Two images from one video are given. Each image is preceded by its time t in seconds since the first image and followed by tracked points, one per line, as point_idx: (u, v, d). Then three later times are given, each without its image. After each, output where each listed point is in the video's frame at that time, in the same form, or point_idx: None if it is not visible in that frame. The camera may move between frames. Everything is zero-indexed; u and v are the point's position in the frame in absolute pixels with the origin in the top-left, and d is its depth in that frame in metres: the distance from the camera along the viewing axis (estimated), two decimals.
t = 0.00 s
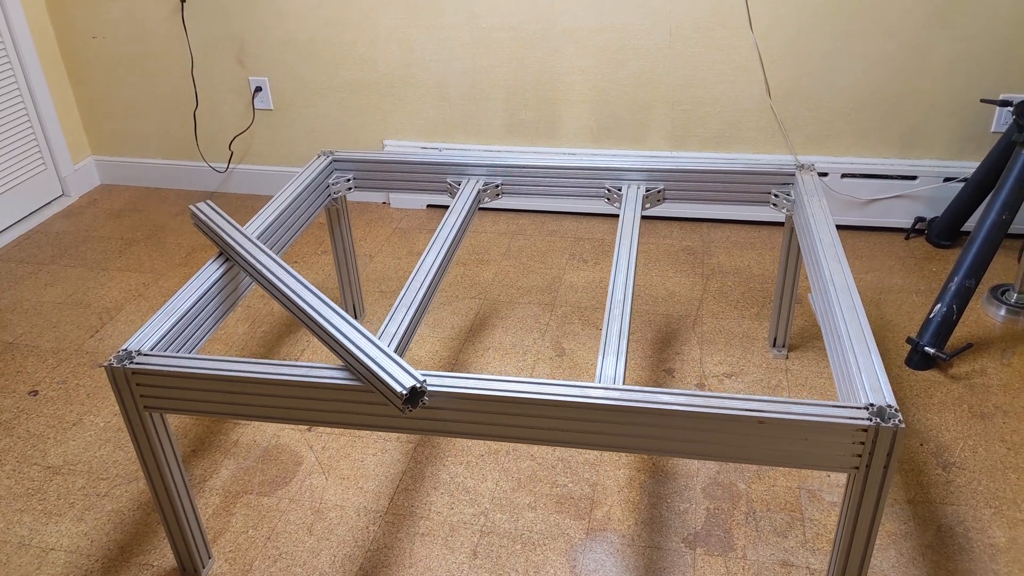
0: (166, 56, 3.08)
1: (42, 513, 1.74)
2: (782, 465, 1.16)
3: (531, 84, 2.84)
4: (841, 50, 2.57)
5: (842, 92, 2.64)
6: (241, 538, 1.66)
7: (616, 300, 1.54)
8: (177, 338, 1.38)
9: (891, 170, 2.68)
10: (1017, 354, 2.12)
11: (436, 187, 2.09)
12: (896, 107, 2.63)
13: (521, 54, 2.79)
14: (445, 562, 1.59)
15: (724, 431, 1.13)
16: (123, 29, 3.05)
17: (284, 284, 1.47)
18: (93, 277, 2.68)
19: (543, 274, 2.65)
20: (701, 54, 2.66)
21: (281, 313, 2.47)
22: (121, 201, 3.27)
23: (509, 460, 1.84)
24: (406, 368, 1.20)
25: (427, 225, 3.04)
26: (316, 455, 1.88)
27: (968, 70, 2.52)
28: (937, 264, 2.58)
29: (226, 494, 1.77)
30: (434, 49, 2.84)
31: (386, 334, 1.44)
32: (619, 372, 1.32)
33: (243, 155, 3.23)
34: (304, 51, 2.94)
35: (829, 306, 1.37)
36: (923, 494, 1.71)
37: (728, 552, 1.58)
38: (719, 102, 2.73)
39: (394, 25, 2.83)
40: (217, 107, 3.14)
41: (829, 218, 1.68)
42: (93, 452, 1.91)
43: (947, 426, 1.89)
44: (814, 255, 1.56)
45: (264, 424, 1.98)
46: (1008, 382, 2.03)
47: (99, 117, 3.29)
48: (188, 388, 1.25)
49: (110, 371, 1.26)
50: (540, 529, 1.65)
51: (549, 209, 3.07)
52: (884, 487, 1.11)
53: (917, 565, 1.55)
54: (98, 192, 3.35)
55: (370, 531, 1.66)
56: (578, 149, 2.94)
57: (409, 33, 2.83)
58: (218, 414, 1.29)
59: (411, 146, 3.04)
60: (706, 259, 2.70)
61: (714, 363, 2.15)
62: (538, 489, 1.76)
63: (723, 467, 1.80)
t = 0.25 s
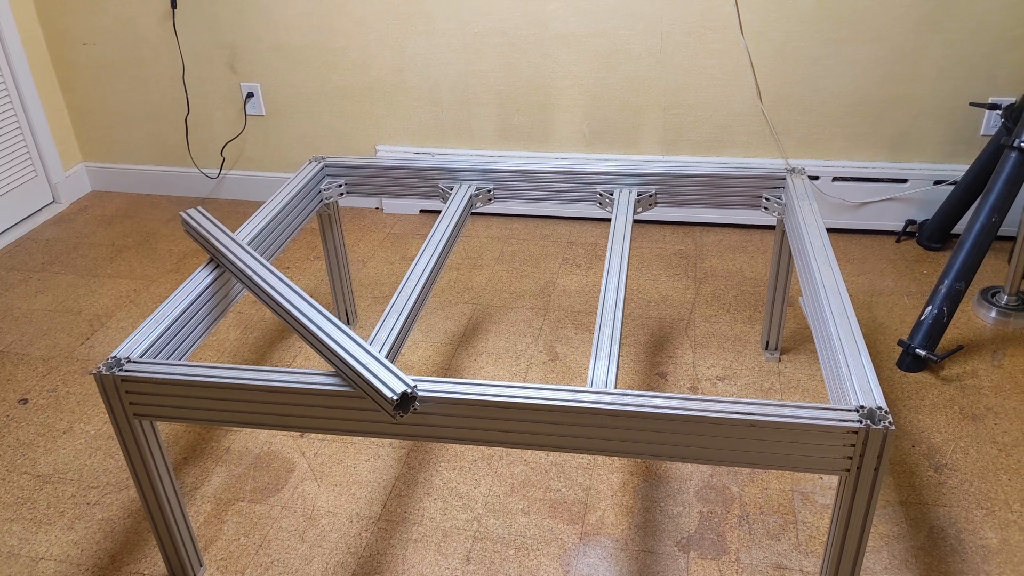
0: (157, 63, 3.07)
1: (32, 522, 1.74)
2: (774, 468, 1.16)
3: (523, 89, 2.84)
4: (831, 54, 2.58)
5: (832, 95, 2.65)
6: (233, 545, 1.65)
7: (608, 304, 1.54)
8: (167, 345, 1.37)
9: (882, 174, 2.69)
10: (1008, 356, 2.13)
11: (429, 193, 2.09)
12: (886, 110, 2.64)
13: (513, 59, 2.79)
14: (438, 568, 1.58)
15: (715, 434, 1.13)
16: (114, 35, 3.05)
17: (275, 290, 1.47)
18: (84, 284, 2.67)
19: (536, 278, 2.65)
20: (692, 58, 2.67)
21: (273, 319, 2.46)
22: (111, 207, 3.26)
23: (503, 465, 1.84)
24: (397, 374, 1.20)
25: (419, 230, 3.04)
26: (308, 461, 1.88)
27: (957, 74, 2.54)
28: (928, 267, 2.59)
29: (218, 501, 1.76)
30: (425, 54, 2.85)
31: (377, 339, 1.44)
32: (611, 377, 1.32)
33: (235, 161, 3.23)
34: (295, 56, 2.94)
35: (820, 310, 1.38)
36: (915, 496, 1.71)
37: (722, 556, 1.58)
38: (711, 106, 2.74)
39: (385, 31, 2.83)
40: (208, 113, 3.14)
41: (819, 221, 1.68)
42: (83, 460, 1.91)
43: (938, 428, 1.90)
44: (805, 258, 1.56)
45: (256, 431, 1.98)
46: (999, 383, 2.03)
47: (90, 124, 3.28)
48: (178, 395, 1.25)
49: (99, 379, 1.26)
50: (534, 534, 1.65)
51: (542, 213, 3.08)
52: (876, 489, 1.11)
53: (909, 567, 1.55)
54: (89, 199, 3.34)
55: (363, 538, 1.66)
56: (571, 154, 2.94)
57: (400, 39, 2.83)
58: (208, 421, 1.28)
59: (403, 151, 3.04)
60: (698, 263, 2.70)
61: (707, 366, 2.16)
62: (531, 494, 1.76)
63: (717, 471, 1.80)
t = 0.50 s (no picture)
0: (146, 72, 3.07)
1: (22, 535, 1.72)
2: (767, 473, 1.16)
3: (514, 96, 2.85)
4: (819, 60, 2.60)
5: (820, 101, 2.66)
6: (225, 556, 1.65)
7: (601, 311, 1.54)
8: (157, 355, 1.37)
9: (871, 178, 2.71)
10: (997, 358, 2.15)
11: (420, 201, 2.09)
12: (874, 115, 2.65)
13: (503, 67, 2.80)
14: None
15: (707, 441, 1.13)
16: (102, 45, 3.04)
17: (266, 300, 1.47)
18: (73, 294, 2.66)
19: (528, 285, 2.65)
20: (681, 65, 2.68)
21: (265, 328, 2.46)
22: (101, 217, 3.25)
23: (496, 473, 1.84)
24: (389, 383, 1.20)
25: (411, 237, 3.04)
26: (301, 471, 1.87)
27: (944, 79, 2.55)
28: (917, 270, 2.61)
29: (210, 512, 1.76)
30: (415, 62, 2.85)
31: (369, 348, 1.44)
32: (604, 384, 1.32)
33: (225, 170, 3.22)
34: (285, 65, 2.94)
35: (811, 315, 1.38)
36: (907, 499, 1.72)
37: (716, 561, 1.59)
38: (700, 112, 2.75)
39: (375, 39, 2.83)
40: (198, 122, 3.13)
41: (809, 226, 1.69)
42: (73, 472, 1.90)
43: (929, 431, 1.91)
44: (795, 264, 1.57)
45: (248, 441, 1.97)
46: (988, 386, 2.05)
47: (78, 133, 3.27)
48: (170, 407, 1.24)
49: (89, 391, 1.25)
50: (528, 542, 1.65)
51: (533, 220, 3.08)
52: (868, 493, 1.11)
53: (902, 570, 1.56)
54: (78, 208, 3.33)
55: (356, 548, 1.66)
56: (562, 161, 2.95)
57: (390, 47, 2.84)
58: (200, 432, 1.28)
59: (394, 159, 3.04)
60: (689, 268, 2.71)
61: (699, 372, 2.16)
62: (525, 501, 1.76)
63: (710, 476, 1.81)
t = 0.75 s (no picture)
0: (136, 78, 3.06)
1: (13, 545, 1.71)
2: (762, 477, 1.16)
3: (506, 101, 2.85)
4: (809, 64, 2.61)
5: (811, 105, 2.67)
6: (218, 565, 1.64)
7: (595, 316, 1.54)
8: (150, 363, 1.36)
9: (861, 182, 2.72)
10: (988, 360, 2.16)
11: (413, 206, 2.09)
12: (864, 119, 2.67)
13: (495, 72, 2.80)
14: None
15: (703, 445, 1.13)
16: (92, 51, 3.03)
17: (259, 306, 1.46)
18: (63, 302, 2.65)
19: (521, 290, 2.65)
20: (672, 70, 2.69)
21: (257, 335, 2.45)
22: (91, 224, 3.24)
23: (491, 478, 1.84)
24: (384, 390, 1.20)
25: (403, 243, 3.04)
26: (295, 478, 1.86)
27: (933, 83, 2.57)
28: (908, 273, 2.62)
29: (203, 520, 1.75)
30: (407, 68, 2.85)
31: (363, 354, 1.44)
32: (599, 388, 1.32)
33: (216, 176, 3.21)
34: (276, 71, 2.94)
35: (804, 318, 1.39)
36: (901, 501, 1.72)
37: (711, 565, 1.59)
38: (692, 117, 2.76)
39: (366, 45, 2.83)
40: (189, 128, 3.13)
41: (801, 230, 1.69)
42: (65, 481, 1.89)
43: (922, 433, 1.91)
44: (788, 267, 1.57)
45: (241, 448, 1.97)
46: (980, 388, 2.05)
47: (68, 140, 3.25)
48: (162, 415, 1.24)
49: (81, 400, 1.24)
50: (523, 547, 1.65)
51: (526, 225, 3.08)
52: (863, 496, 1.12)
53: (897, 571, 1.56)
54: (68, 216, 3.32)
55: (351, 555, 1.65)
56: (554, 165, 2.95)
57: (382, 53, 2.83)
58: (193, 440, 1.27)
59: (386, 164, 3.04)
60: (682, 272, 2.72)
61: (693, 376, 2.17)
62: (520, 507, 1.75)
63: (705, 480, 1.81)
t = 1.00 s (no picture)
0: (124, 83, 3.04)
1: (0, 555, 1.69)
2: (756, 478, 1.16)
3: (496, 105, 2.85)
4: (798, 67, 2.62)
5: (800, 107, 2.68)
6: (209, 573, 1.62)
7: (588, 319, 1.54)
8: (139, 370, 1.35)
9: (851, 183, 2.73)
10: (979, 360, 2.16)
11: (404, 210, 2.08)
12: (853, 121, 2.67)
13: (485, 76, 2.80)
14: None
15: (697, 447, 1.13)
16: (79, 56, 3.01)
17: (249, 311, 1.45)
18: (51, 308, 2.63)
19: (512, 293, 2.64)
20: (662, 73, 2.69)
21: (247, 340, 2.43)
22: (79, 230, 3.21)
23: (484, 482, 1.83)
24: (376, 394, 1.19)
25: (394, 247, 3.03)
26: (286, 484, 1.85)
27: (921, 85, 2.58)
28: (898, 274, 2.63)
29: (194, 528, 1.73)
30: (397, 72, 2.84)
31: (355, 358, 1.43)
32: (592, 391, 1.31)
33: (205, 181, 3.20)
34: (265, 75, 2.93)
35: (797, 319, 1.38)
36: (894, 502, 1.72)
37: (706, 568, 1.58)
38: (681, 120, 2.76)
39: (356, 49, 2.83)
40: (177, 133, 3.11)
41: (792, 232, 1.70)
42: (53, 489, 1.87)
43: (914, 433, 1.92)
44: (780, 269, 1.57)
45: (232, 454, 1.95)
46: (971, 388, 2.06)
47: (55, 145, 3.23)
48: (153, 421, 1.22)
49: (69, 407, 1.23)
50: (517, 552, 1.64)
51: (517, 228, 3.08)
52: (857, 496, 1.11)
53: (891, 572, 1.56)
54: (55, 222, 3.29)
55: (343, 561, 1.64)
56: (544, 169, 2.95)
57: (371, 57, 2.83)
58: (183, 446, 1.25)
59: (376, 168, 3.03)
60: (673, 275, 2.72)
61: (685, 378, 2.16)
62: (514, 511, 1.75)
63: (698, 482, 1.80)
